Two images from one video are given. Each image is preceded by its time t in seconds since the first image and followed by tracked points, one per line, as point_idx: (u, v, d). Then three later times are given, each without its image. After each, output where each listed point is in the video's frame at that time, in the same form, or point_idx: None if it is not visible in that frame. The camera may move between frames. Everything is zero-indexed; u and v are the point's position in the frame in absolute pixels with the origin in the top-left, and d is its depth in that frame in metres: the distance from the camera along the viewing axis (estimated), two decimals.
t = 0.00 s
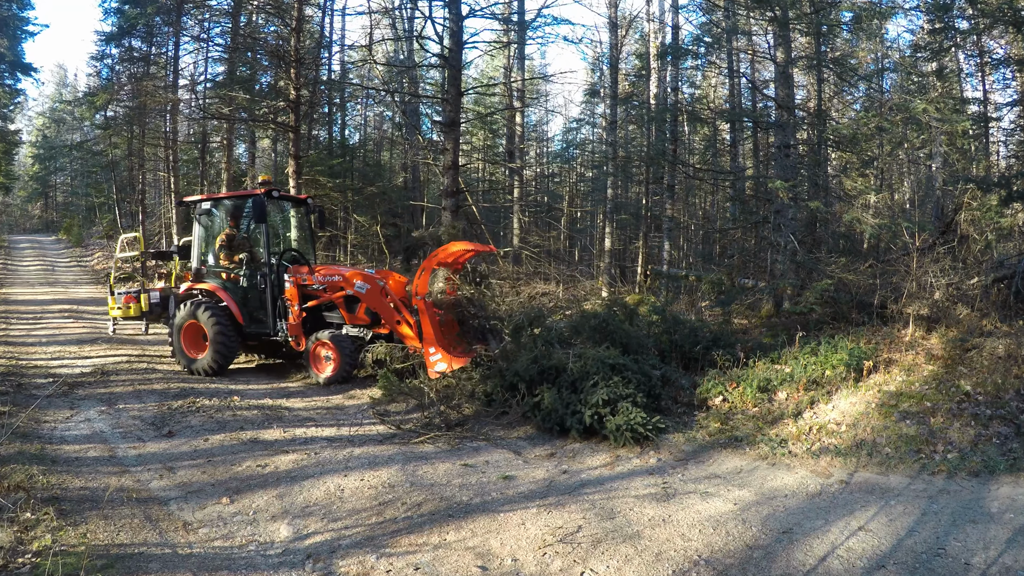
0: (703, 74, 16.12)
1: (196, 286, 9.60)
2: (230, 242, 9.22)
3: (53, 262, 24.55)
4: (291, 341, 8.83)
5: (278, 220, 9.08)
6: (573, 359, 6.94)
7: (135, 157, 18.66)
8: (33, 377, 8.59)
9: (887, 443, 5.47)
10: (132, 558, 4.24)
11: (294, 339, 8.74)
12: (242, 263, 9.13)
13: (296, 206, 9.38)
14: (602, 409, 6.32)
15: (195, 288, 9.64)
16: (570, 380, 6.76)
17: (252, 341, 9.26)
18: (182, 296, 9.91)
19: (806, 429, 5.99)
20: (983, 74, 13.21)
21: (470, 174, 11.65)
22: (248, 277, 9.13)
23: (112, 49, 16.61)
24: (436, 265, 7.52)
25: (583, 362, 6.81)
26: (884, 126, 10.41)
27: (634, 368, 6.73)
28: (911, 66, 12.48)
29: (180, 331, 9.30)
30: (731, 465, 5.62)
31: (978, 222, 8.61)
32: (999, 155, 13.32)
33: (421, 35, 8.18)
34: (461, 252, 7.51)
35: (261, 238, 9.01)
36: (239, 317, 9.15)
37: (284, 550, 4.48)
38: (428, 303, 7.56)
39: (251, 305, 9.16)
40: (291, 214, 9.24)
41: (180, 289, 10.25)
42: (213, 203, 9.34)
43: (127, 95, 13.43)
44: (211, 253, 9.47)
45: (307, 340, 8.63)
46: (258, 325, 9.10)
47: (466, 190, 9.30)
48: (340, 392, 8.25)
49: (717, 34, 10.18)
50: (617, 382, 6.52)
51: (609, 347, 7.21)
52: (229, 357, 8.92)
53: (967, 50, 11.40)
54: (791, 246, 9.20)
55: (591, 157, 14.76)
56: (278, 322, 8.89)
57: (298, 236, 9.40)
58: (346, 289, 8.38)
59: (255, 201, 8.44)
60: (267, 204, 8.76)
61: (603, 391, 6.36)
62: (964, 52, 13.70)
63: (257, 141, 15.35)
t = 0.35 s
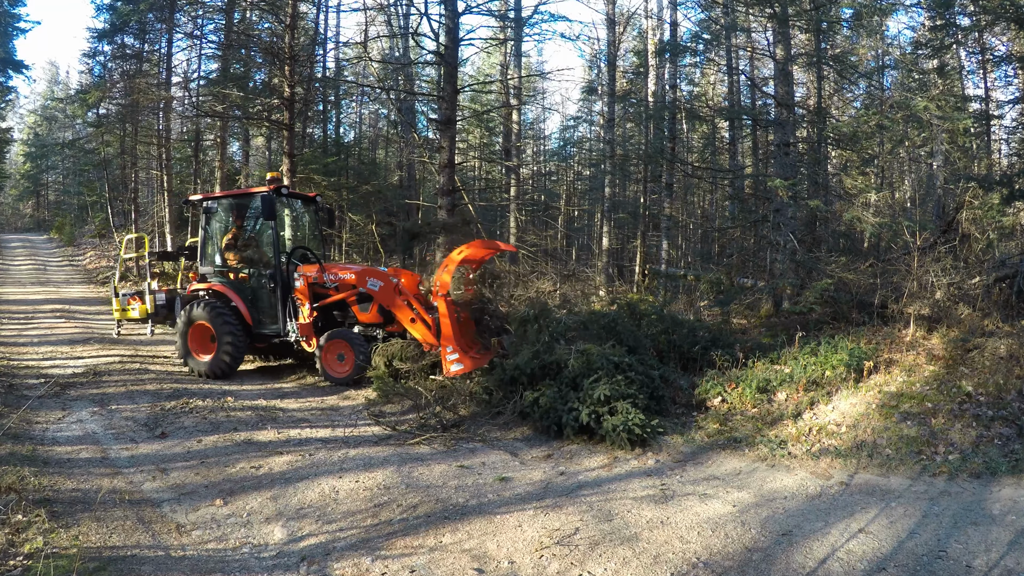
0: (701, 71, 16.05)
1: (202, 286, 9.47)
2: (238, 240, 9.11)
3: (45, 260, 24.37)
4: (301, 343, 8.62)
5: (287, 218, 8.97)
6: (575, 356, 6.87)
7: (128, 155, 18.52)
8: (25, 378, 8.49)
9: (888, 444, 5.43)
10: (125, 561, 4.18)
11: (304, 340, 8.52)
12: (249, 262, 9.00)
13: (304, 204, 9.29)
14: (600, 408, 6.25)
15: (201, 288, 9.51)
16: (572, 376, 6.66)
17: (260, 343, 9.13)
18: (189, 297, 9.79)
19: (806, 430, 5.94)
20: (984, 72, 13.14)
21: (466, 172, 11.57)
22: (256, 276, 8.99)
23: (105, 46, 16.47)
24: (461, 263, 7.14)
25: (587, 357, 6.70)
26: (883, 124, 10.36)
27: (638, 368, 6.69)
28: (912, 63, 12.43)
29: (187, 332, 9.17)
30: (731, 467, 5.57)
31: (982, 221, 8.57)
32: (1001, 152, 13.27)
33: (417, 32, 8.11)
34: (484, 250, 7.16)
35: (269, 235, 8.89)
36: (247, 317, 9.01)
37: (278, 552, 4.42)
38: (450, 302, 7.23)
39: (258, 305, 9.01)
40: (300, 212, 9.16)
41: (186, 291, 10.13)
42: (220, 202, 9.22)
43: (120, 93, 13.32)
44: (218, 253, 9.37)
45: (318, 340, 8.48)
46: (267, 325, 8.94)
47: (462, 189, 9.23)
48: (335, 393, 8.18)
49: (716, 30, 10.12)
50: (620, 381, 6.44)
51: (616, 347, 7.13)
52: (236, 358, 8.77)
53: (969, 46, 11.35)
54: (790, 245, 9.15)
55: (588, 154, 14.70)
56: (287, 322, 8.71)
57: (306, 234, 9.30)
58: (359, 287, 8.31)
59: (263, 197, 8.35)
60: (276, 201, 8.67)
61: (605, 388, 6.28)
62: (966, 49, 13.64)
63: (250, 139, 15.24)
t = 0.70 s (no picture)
0: (701, 69, 15.99)
1: (209, 287, 9.30)
2: (247, 240, 8.94)
3: (36, 260, 24.17)
4: (310, 343, 8.55)
5: (295, 217, 8.78)
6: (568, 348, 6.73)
7: (120, 153, 18.37)
8: (16, 378, 8.39)
9: (888, 445, 5.38)
10: (117, 563, 4.11)
11: (314, 341, 8.48)
12: (257, 262, 8.83)
13: (313, 202, 9.08)
14: (588, 402, 6.18)
15: (208, 289, 9.34)
16: (564, 370, 6.54)
17: (267, 345, 8.95)
18: (195, 297, 9.62)
19: (806, 431, 5.89)
20: (986, 69, 13.06)
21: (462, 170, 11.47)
22: (263, 277, 8.79)
23: (97, 43, 16.32)
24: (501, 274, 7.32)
25: (580, 352, 6.59)
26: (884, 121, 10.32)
27: (633, 364, 6.53)
28: (913, 61, 12.39)
29: (193, 334, 9.00)
30: (729, 468, 5.51)
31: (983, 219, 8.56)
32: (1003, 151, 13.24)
33: (413, 29, 8.04)
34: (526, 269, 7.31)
35: (277, 235, 8.68)
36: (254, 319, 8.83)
37: (272, 555, 4.35)
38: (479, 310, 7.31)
39: (266, 306, 8.81)
40: (308, 211, 8.96)
41: (191, 291, 9.92)
42: (228, 200, 9.05)
43: (112, 90, 13.20)
44: (225, 252, 9.17)
45: (329, 342, 8.42)
46: (274, 328, 8.76)
47: (459, 188, 9.16)
48: (330, 394, 8.11)
49: (715, 27, 10.07)
50: (611, 372, 6.30)
51: (614, 343, 6.99)
52: (243, 361, 8.60)
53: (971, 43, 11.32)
54: (790, 244, 9.11)
55: (586, 153, 14.64)
56: (297, 323, 8.55)
57: (315, 234, 9.10)
58: (371, 286, 8.24)
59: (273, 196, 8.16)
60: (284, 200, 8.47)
61: (593, 379, 6.18)
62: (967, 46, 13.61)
63: (244, 137, 15.12)
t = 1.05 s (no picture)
0: (700, 66, 15.93)
1: (208, 287, 9.18)
2: (248, 239, 8.84)
3: (27, 259, 23.98)
4: (313, 343, 8.42)
5: (296, 215, 8.68)
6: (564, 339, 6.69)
7: (113, 151, 18.22)
8: (7, 379, 8.29)
9: (889, 447, 5.33)
10: (109, 566, 4.03)
11: (318, 341, 8.34)
12: (259, 262, 8.73)
13: (314, 201, 8.99)
14: (580, 388, 6.15)
15: (208, 290, 9.22)
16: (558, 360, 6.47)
17: (269, 346, 8.85)
18: (194, 298, 9.50)
19: (806, 432, 5.84)
20: (987, 66, 13.03)
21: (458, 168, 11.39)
22: (264, 277, 8.68)
23: (89, 40, 16.17)
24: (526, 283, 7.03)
25: (576, 343, 6.55)
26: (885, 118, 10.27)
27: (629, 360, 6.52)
28: (913, 58, 12.35)
29: (193, 335, 8.88)
30: (728, 470, 5.46)
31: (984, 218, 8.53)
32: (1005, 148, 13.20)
33: (408, 26, 7.96)
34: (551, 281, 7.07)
35: (279, 233, 8.59)
36: (257, 320, 8.73)
37: (266, 558, 4.28)
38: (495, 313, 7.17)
39: (268, 307, 8.71)
40: (309, 209, 8.87)
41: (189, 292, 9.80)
42: (228, 199, 8.95)
43: (104, 88, 13.07)
44: (225, 252, 9.09)
45: (332, 342, 8.25)
46: (277, 328, 8.65)
47: (454, 186, 9.09)
48: (325, 394, 8.04)
49: (714, 24, 10.01)
50: (604, 360, 6.29)
51: (609, 334, 6.96)
52: (246, 362, 8.49)
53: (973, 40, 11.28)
54: (789, 243, 9.07)
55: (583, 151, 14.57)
56: (301, 323, 8.48)
57: (316, 233, 9.01)
58: (375, 284, 8.16)
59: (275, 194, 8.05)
60: (286, 197, 8.37)
61: (585, 365, 6.16)
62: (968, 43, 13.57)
63: (237, 135, 14.99)
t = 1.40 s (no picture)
0: (699, 63, 15.87)
1: (205, 287, 9.09)
2: (246, 238, 8.75)
3: (19, 258, 23.77)
4: (312, 343, 8.30)
5: (294, 214, 8.58)
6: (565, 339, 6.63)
7: (105, 149, 18.06)
8: None
9: (890, 448, 5.28)
10: (100, 569, 3.95)
11: (317, 341, 8.22)
12: (257, 261, 8.64)
13: (312, 200, 8.90)
14: (577, 386, 6.07)
15: (204, 290, 9.13)
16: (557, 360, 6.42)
17: (266, 347, 8.77)
18: (191, 298, 9.40)
19: (805, 433, 5.80)
20: (989, 64, 13.00)
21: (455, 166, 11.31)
22: (262, 276, 8.59)
23: (81, 37, 16.02)
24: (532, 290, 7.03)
25: (575, 343, 6.49)
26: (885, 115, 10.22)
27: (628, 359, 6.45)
28: (914, 55, 12.30)
29: (190, 335, 8.78)
30: (727, 471, 5.41)
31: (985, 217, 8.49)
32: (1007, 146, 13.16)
33: (404, 22, 7.89)
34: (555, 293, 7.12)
35: (277, 233, 8.49)
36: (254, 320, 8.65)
37: (260, 560, 4.20)
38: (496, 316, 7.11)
39: (266, 307, 8.62)
40: (307, 208, 8.77)
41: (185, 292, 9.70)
42: (225, 198, 8.85)
43: (96, 85, 12.94)
44: (222, 252, 9.00)
45: (332, 342, 8.13)
46: (276, 328, 8.55)
47: (450, 184, 9.01)
48: (320, 395, 7.97)
49: (712, 21, 9.95)
50: (603, 360, 6.23)
51: (608, 334, 6.91)
52: (244, 362, 8.40)
53: (973, 38, 11.24)
54: (789, 242, 9.03)
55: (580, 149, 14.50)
56: (299, 324, 8.38)
57: (314, 232, 8.92)
58: (375, 284, 8.13)
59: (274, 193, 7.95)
60: (284, 196, 8.28)
61: (584, 364, 6.09)
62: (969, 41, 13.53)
63: (231, 133, 14.86)
